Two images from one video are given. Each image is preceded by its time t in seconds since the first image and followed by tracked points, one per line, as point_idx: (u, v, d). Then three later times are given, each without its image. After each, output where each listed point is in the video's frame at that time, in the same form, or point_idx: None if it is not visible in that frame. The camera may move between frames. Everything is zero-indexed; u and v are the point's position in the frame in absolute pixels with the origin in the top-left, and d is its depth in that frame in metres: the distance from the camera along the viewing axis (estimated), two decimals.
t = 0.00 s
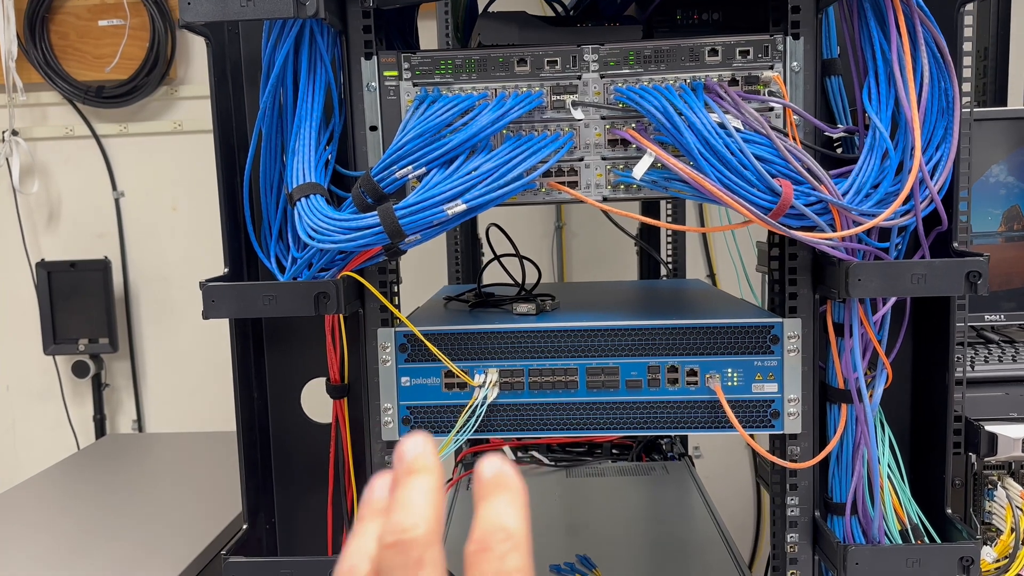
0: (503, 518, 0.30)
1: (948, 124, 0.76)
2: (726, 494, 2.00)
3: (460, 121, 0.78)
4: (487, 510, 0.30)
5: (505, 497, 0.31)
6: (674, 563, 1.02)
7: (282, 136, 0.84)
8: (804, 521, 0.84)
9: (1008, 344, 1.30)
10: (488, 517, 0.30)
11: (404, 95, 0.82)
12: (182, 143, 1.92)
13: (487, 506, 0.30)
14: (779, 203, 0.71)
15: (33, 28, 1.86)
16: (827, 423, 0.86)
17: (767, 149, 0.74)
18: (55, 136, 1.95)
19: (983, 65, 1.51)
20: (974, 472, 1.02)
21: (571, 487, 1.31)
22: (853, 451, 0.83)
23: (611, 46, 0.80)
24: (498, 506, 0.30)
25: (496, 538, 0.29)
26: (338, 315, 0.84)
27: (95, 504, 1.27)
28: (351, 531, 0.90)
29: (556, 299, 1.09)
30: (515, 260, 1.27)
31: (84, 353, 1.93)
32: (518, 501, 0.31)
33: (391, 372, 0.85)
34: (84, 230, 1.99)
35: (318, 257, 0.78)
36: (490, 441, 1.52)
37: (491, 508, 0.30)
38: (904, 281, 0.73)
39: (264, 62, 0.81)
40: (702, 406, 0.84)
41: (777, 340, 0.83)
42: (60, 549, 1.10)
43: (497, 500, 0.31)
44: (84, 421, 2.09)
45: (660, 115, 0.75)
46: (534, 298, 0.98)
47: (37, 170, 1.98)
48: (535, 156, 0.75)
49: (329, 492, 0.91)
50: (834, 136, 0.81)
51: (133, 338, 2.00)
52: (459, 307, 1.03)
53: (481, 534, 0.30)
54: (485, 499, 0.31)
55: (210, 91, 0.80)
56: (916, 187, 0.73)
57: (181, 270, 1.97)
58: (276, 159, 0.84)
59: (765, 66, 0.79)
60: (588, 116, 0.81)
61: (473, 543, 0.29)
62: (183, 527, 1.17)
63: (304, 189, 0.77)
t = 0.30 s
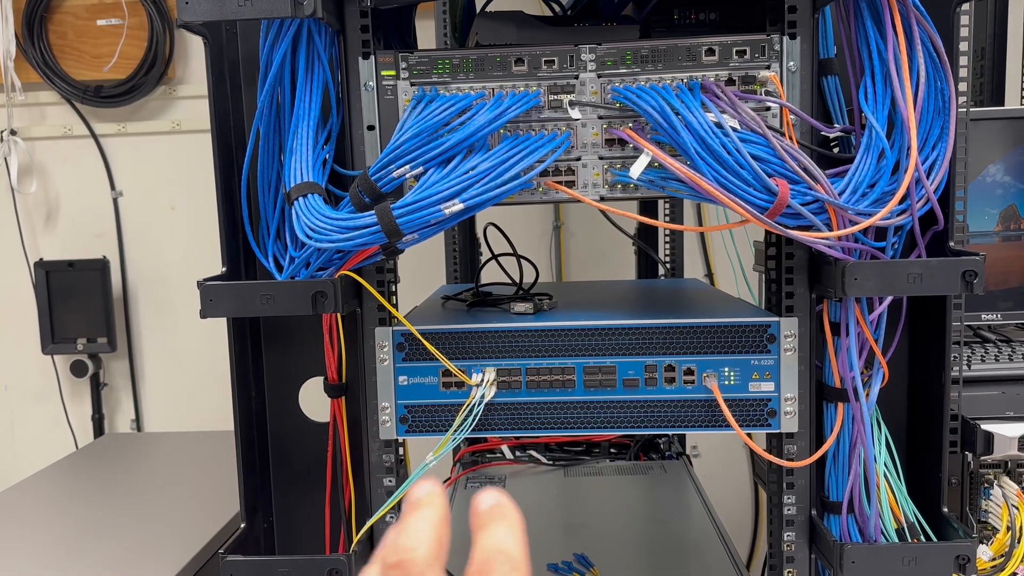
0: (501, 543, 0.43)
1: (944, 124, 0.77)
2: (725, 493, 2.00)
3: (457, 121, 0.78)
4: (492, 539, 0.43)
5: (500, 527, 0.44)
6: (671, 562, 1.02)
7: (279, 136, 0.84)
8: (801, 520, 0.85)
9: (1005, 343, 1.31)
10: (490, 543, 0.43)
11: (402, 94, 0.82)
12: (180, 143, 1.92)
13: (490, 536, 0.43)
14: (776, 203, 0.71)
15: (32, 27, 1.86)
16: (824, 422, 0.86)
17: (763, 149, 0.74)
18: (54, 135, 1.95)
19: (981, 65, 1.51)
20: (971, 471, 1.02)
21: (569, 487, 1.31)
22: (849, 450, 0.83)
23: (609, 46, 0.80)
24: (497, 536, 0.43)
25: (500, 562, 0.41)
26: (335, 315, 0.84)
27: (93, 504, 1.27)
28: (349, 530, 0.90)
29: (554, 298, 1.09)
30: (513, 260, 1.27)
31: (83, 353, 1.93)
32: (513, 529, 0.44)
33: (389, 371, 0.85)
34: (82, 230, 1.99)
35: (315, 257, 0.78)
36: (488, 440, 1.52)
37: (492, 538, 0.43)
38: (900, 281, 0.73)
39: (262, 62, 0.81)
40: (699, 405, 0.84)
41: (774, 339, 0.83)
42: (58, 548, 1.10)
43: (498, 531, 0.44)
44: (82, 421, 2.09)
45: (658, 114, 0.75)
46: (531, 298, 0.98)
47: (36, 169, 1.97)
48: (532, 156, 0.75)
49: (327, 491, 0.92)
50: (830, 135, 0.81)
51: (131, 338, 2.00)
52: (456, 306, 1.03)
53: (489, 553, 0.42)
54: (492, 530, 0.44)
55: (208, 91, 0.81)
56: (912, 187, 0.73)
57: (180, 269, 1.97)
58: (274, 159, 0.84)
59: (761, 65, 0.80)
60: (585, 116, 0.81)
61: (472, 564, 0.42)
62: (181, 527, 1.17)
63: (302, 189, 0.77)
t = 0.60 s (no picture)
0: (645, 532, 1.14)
1: (943, 125, 0.77)
2: (724, 494, 2.00)
3: (456, 122, 0.78)
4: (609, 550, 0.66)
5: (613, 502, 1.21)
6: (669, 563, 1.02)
7: (279, 137, 0.84)
8: (799, 521, 0.85)
9: (1004, 344, 1.31)
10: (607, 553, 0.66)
11: (401, 95, 0.82)
12: (180, 143, 1.92)
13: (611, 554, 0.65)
14: (775, 204, 0.71)
15: (32, 27, 1.86)
16: (822, 423, 0.86)
17: (762, 150, 0.74)
18: (54, 135, 1.95)
19: (980, 66, 1.51)
20: (970, 472, 1.02)
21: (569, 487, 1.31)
22: (848, 451, 0.83)
23: (608, 47, 0.80)
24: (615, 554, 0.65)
25: None
26: (334, 315, 0.84)
27: (92, 504, 1.27)
28: (347, 531, 0.90)
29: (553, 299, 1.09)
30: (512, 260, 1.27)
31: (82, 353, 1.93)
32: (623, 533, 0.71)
33: (388, 372, 0.85)
34: (82, 230, 1.99)
35: (314, 257, 0.78)
36: (487, 441, 1.52)
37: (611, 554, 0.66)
38: (898, 282, 0.73)
39: (262, 63, 0.82)
40: (698, 406, 0.84)
41: (772, 340, 0.83)
42: (57, 548, 1.10)
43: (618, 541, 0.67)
44: (82, 421, 2.09)
45: (656, 115, 0.75)
46: (530, 298, 0.98)
47: (35, 169, 1.97)
48: (531, 157, 0.75)
49: (326, 492, 0.92)
50: (829, 136, 0.81)
51: (131, 337, 2.00)
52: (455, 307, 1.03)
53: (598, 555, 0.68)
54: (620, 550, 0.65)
55: (207, 91, 0.81)
56: (910, 188, 0.73)
57: (179, 269, 1.97)
58: (273, 160, 0.84)
59: (760, 67, 0.80)
60: (584, 117, 0.81)
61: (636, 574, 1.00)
62: (181, 527, 1.18)
63: (301, 190, 0.77)
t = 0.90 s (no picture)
0: None
1: (943, 125, 0.77)
2: (724, 494, 2.00)
3: (456, 121, 0.78)
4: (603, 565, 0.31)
5: None
6: (669, 563, 1.02)
7: (279, 136, 0.85)
8: (798, 520, 0.85)
9: (1004, 344, 1.31)
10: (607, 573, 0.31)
11: (401, 95, 0.82)
12: (181, 143, 1.92)
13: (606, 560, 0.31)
14: (774, 203, 0.71)
15: (33, 26, 1.86)
16: (822, 423, 0.86)
17: (762, 150, 0.74)
18: (55, 134, 1.95)
19: (981, 67, 1.50)
20: (969, 472, 1.02)
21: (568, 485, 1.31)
22: (847, 451, 0.83)
23: (608, 47, 0.80)
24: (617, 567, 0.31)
25: None
26: (334, 314, 0.84)
27: (93, 503, 1.27)
28: (347, 529, 0.90)
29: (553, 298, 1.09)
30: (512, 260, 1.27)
31: (83, 352, 1.93)
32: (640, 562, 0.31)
33: (388, 371, 0.85)
34: (83, 229, 1.99)
35: (315, 257, 0.79)
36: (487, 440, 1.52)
37: (609, 562, 0.31)
38: (898, 282, 0.73)
39: (262, 63, 0.82)
40: (697, 405, 0.84)
41: (772, 340, 0.83)
42: (58, 547, 1.10)
43: (620, 551, 0.31)
44: (82, 420, 2.09)
45: (656, 115, 0.75)
46: (530, 297, 0.98)
47: (36, 168, 1.98)
48: (531, 156, 0.76)
49: (326, 490, 0.92)
50: (829, 136, 0.81)
51: (132, 336, 2.01)
52: (455, 306, 1.03)
53: None
54: (615, 546, 0.32)
55: (209, 90, 0.81)
56: (910, 188, 0.73)
57: (179, 268, 1.97)
58: (273, 159, 0.84)
59: (760, 67, 0.80)
60: (584, 116, 0.81)
61: None
62: (181, 525, 1.18)
63: (301, 189, 0.77)
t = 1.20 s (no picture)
0: None
1: (945, 126, 0.77)
2: (725, 494, 2.00)
3: (458, 122, 0.78)
4: (566, 563, 0.36)
5: None
6: (669, 563, 1.02)
7: (282, 136, 0.85)
8: (799, 521, 0.85)
9: (1005, 345, 1.31)
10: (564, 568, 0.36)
11: (403, 95, 0.82)
12: (183, 142, 1.92)
13: (565, 558, 0.36)
14: (776, 204, 0.71)
15: (35, 26, 1.86)
16: (823, 424, 0.86)
17: (764, 151, 0.74)
18: (57, 134, 1.95)
19: (983, 68, 1.50)
20: (971, 473, 1.02)
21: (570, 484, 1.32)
22: (848, 451, 0.83)
23: (610, 48, 0.80)
24: (575, 561, 0.36)
25: None
26: (336, 314, 0.84)
27: (94, 502, 1.27)
28: (348, 529, 0.90)
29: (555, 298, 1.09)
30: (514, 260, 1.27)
31: (84, 352, 1.93)
32: (588, 554, 0.37)
33: (389, 370, 0.86)
34: (85, 228, 2.00)
35: (317, 257, 0.79)
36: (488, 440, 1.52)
37: (568, 561, 0.36)
38: (899, 283, 0.73)
39: (265, 63, 0.82)
40: (699, 406, 0.84)
41: (773, 341, 0.83)
42: (59, 546, 1.10)
43: (576, 550, 0.37)
44: (84, 419, 2.10)
45: (658, 116, 0.75)
46: (532, 298, 0.98)
47: (38, 168, 1.98)
48: (532, 157, 0.76)
49: (327, 489, 0.92)
50: (830, 137, 0.81)
51: (134, 336, 2.01)
52: (457, 306, 1.03)
53: None
54: (571, 547, 0.37)
55: (211, 90, 0.81)
56: (911, 190, 0.73)
57: (181, 268, 1.98)
58: (276, 159, 0.84)
59: (762, 67, 0.80)
60: (586, 117, 0.81)
61: None
62: (182, 525, 1.18)
63: (303, 189, 0.77)
